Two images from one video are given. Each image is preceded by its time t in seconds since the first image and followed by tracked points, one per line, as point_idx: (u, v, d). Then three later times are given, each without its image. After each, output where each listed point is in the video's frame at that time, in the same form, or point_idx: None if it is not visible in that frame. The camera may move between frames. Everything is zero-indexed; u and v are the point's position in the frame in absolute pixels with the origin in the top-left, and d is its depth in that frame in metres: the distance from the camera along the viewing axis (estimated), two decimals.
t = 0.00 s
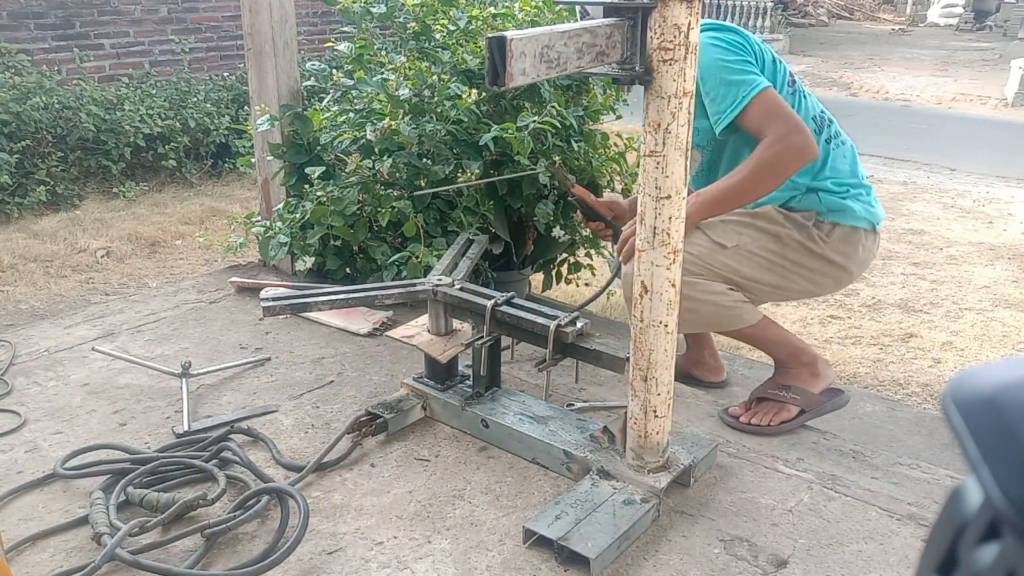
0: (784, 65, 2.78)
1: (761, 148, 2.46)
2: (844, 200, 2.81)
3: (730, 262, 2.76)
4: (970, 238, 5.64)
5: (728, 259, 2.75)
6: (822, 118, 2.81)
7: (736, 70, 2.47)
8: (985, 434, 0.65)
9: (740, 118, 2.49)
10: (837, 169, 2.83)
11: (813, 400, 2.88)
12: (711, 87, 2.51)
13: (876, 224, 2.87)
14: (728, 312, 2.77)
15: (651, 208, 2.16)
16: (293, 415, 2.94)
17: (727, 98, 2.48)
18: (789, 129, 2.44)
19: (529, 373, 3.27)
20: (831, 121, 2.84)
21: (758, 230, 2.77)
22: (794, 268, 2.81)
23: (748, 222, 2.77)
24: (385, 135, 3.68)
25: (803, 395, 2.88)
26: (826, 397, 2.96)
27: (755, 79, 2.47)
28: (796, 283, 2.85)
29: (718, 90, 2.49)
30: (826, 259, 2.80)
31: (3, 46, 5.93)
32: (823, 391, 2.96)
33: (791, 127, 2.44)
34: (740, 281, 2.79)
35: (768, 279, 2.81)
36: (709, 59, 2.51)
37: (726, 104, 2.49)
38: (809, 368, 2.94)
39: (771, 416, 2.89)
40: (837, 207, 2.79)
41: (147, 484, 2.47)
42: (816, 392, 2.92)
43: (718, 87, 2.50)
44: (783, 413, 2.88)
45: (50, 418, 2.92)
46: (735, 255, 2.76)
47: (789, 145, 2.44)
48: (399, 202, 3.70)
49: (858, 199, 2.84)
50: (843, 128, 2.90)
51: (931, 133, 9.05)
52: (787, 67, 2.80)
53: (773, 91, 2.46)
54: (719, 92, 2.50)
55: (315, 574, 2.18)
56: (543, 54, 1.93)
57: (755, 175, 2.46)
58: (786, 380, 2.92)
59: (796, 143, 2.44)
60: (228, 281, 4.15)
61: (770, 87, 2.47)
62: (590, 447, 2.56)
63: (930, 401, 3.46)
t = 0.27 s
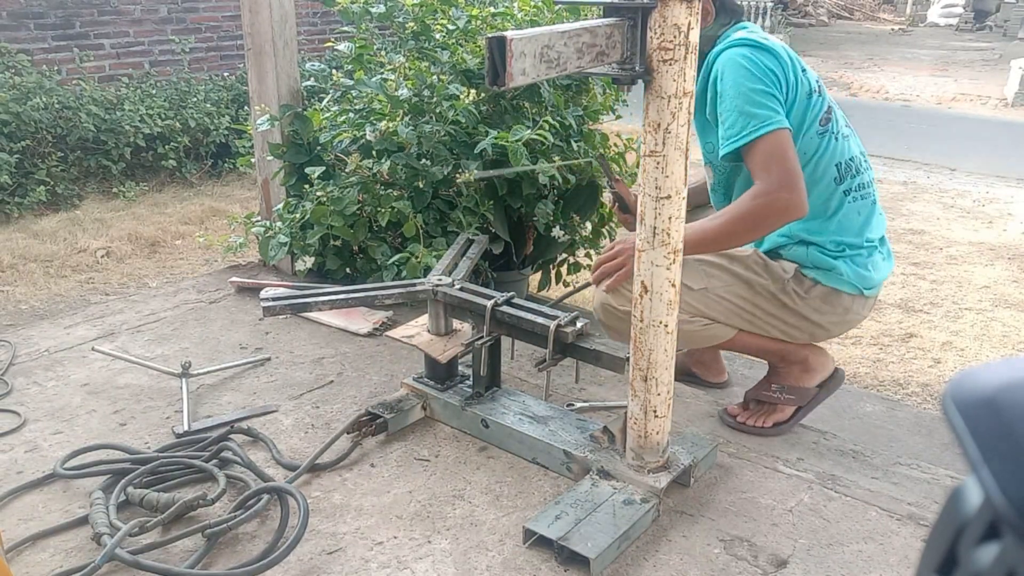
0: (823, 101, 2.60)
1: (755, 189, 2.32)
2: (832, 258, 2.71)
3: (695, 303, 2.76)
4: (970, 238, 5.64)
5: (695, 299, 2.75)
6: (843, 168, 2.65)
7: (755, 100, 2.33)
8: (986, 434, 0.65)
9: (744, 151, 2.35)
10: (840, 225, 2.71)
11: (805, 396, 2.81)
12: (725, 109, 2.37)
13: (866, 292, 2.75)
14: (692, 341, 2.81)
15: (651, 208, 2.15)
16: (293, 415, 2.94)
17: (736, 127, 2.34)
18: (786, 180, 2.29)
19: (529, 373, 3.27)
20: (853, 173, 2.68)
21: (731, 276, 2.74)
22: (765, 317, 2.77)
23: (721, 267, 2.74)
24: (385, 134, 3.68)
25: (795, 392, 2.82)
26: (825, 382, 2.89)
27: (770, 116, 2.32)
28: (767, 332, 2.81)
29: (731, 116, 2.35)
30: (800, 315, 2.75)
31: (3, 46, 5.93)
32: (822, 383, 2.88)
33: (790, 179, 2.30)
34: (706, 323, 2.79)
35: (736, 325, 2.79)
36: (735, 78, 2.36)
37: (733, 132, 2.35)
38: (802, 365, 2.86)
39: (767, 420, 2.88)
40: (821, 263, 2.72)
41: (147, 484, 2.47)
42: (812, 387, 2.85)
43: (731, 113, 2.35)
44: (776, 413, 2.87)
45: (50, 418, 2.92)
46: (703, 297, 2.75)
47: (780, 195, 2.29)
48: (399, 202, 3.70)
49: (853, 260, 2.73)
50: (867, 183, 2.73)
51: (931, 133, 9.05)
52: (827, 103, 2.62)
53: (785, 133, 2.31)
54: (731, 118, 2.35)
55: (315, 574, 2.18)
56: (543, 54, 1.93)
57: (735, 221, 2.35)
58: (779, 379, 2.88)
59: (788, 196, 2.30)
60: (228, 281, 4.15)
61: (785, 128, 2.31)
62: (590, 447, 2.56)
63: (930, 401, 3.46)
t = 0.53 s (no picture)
0: (845, 114, 2.50)
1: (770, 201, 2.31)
2: (824, 275, 2.66)
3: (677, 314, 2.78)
4: (970, 238, 5.64)
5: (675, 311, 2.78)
6: (854, 186, 2.57)
7: (774, 110, 2.26)
8: (986, 435, 0.65)
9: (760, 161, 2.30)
10: (840, 243, 2.63)
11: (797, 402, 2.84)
12: (742, 116, 2.30)
13: (857, 312, 2.69)
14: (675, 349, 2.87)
15: (651, 208, 2.15)
16: (293, 415, 2.94)
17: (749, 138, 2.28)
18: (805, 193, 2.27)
19: (529, 373, 3.27)
20: (863, 192, 2.58)
21: (715, 287, 2.74)
22: (748, 328, 2.77)
23: (705, 278, 2.74)
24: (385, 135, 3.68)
25: (791, 399, 2.84)
26: (819, 389, 2.87)
27: (788, 128, 2.25)
28: (750, 341, 2.80)
29: (748, 124, 2.28)
30: (785, 329, 2.73)
31: (3, 46, 5.93)
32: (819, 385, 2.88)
33: (808, 194, 2.27)
34: (690, 332, 2.82)
35: (718, 335, 2.80)
36: (756, 83, 2.28)
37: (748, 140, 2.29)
38: (797, 370, 2.83)
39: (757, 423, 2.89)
40: (811, 279, 2.66)
41: (147, 484, 2.47)
42: (808, 390, 2.86)
43: (749, 120, 2.28)
44: (774, 417, 2.88)
45: (50, 418, 2.92)
46: (685, 308, 2.77)
47: (795, 212, 2.28)
48: (399, 202, 3.70)
49: (846, 279, 2.66)
50: (879, 202, 2.64)
51: (930, 132, 9.05)
52: (849, 116, 2.52)
53: (803, 146, 2.25)
54: (748, 125, 2.28)
55: (315, 574, 2.18)
56: (543, 54, 1.93)
57: (748, 234, 2.35)
58: (775, 382, 2.86)
59: (802, 212, 2.28)
60: (228, 281, 4.15)
61: (803, 140, 2.26)
62: (590, 447, 2.56)
63: (930, 401, 3.46)
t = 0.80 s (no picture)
0: (845, 123, 2.49)
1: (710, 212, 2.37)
2: (829, 283, 2.64)
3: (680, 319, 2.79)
4: (970, 238, 5.64)
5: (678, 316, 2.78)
6: (858, 195, 2.56)
7: (749, 122, 2.27)
8: (986, 434, 0.65)
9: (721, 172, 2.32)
10: (845, 251, 2.62)
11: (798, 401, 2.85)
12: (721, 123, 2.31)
13: (860, 320, 2.69)
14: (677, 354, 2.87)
15: (652, 208, 2.15)
16: (293, 415, 2.94)
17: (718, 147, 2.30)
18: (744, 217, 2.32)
19: (529, 373, 3.27)
20: (867, 200, 2.58)
21: (717, 291, 2.74)
22: (750, 333, 2.77)
23: (707, 283, 2.75)
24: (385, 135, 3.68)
25: (791, 399, 2.84)
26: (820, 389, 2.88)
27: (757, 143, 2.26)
28: (752, 346, 2.81)
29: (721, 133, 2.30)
30: (787, 335, 2.73)
31: (3, 47, 5.93)
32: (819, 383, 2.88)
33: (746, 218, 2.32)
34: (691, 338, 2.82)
35: (720, 340, 2.81)
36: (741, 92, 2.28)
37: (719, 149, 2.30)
38: (797, 369, 2.83)
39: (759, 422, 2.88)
40: (816, 287, 2.64)
41: (147, 484, 2.47)
42: (809, 390, 2.86)
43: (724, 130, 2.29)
44: (775, 416, 2.88)
45: (51, 418, 2.92)
46: (687, 314, 2.77)
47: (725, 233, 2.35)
48: (399, 202, 3.70)
49: (851, 287, 2.65)
50: (882, 211, 2.63)
51: (930, 133, 9.05)
52: (850, 125, 2.51)
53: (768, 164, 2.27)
54: (721, 135, 2.29)
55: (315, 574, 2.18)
56: (543, 54, 1.93)
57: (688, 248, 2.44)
58: (775, 382, 2.86)
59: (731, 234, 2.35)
60: (228, 281, 4.15)
61: (771, 158, 2.27)
62: (590, 447, 2.56)
63: (930, 400, 3.46)
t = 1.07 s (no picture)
0: (787, 140, 2.51)
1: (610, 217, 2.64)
2: (830, 283, 2.65)
3: (695, 319, 2.76)
4: (969, 238, 5.64)
5: (695, 317, 2.75)
6: (833, 198, 2.55)
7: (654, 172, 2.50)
8: (986, 434, 0.66)
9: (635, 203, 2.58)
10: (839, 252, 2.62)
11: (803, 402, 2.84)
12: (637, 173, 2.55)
13: (869, 314, 2.68)
14: (690, 353, 2.84)
15: (652, 208, 2.15)
16: (293, 415, 2.94)
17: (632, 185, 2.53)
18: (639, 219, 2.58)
19: (529, 373, 3.27)
20: (844, 201, 2.56)
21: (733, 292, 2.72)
22: (764, 334, 2.76)
23: (725, 284, 2.71)
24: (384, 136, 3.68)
25: (795, 398, 2.84)
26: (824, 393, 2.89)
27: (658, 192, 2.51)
28: (764, 347, 2.81)
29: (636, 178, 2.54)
30: (800, 337, 2.73)
31: (3, 47, 5.93)
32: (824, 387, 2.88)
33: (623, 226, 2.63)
34: (706, 338, 2.80)
35: (734, 341, 2.79)
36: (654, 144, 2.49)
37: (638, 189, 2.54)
38: (804, 370, 2.85)
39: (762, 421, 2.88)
40: (817, 288, 2.65)
41: (147, 484, 2.47)
42: (813, 392, 2.86)
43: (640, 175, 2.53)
44: (776, 416, 2.88)
45: (51, 418, 2.92)
46: (704, 314, 2.74)
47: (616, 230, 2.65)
48: (399, 202, 3.70)
49: (853, 283, 2.65)
50: (868, 204, 2.60)
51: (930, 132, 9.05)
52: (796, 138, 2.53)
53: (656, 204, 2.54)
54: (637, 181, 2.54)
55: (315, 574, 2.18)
56: (542, 54, 1.93)
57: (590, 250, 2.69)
58: (780, 382, 2.87)
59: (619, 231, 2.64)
60: (228, 281, 4.15)
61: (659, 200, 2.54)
62: (590, 447, 2.56)
63: (930, 400, 3.46)
